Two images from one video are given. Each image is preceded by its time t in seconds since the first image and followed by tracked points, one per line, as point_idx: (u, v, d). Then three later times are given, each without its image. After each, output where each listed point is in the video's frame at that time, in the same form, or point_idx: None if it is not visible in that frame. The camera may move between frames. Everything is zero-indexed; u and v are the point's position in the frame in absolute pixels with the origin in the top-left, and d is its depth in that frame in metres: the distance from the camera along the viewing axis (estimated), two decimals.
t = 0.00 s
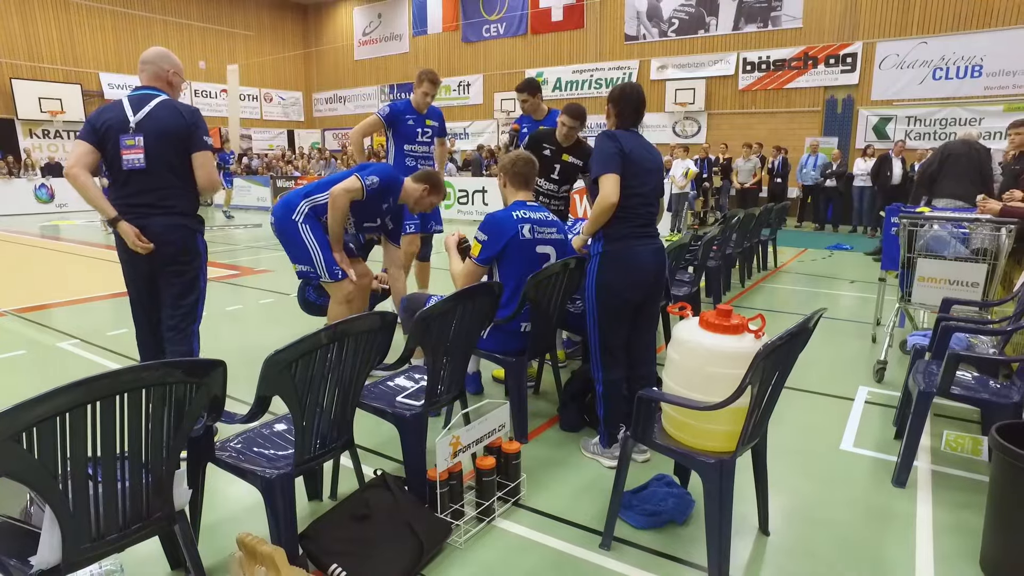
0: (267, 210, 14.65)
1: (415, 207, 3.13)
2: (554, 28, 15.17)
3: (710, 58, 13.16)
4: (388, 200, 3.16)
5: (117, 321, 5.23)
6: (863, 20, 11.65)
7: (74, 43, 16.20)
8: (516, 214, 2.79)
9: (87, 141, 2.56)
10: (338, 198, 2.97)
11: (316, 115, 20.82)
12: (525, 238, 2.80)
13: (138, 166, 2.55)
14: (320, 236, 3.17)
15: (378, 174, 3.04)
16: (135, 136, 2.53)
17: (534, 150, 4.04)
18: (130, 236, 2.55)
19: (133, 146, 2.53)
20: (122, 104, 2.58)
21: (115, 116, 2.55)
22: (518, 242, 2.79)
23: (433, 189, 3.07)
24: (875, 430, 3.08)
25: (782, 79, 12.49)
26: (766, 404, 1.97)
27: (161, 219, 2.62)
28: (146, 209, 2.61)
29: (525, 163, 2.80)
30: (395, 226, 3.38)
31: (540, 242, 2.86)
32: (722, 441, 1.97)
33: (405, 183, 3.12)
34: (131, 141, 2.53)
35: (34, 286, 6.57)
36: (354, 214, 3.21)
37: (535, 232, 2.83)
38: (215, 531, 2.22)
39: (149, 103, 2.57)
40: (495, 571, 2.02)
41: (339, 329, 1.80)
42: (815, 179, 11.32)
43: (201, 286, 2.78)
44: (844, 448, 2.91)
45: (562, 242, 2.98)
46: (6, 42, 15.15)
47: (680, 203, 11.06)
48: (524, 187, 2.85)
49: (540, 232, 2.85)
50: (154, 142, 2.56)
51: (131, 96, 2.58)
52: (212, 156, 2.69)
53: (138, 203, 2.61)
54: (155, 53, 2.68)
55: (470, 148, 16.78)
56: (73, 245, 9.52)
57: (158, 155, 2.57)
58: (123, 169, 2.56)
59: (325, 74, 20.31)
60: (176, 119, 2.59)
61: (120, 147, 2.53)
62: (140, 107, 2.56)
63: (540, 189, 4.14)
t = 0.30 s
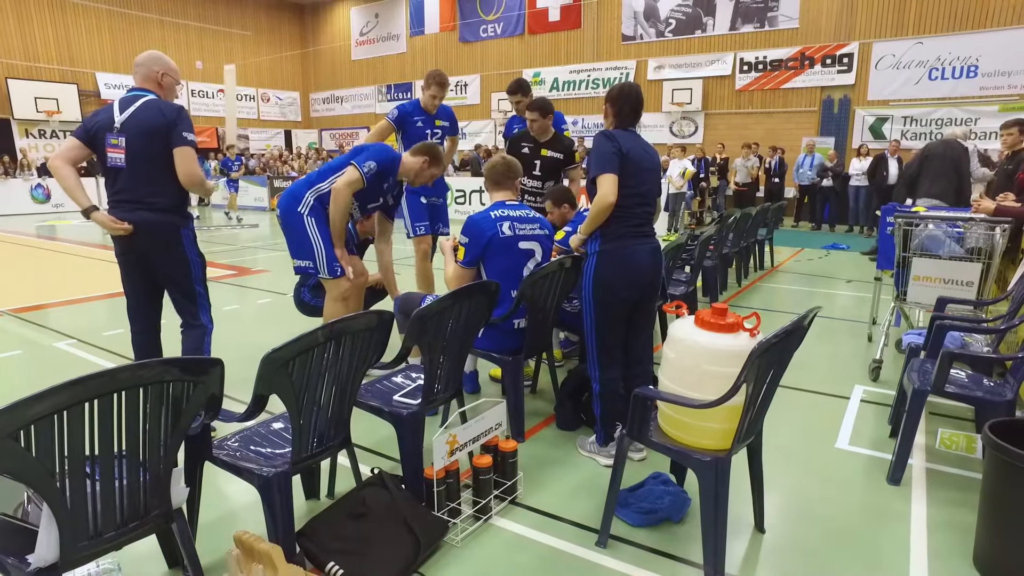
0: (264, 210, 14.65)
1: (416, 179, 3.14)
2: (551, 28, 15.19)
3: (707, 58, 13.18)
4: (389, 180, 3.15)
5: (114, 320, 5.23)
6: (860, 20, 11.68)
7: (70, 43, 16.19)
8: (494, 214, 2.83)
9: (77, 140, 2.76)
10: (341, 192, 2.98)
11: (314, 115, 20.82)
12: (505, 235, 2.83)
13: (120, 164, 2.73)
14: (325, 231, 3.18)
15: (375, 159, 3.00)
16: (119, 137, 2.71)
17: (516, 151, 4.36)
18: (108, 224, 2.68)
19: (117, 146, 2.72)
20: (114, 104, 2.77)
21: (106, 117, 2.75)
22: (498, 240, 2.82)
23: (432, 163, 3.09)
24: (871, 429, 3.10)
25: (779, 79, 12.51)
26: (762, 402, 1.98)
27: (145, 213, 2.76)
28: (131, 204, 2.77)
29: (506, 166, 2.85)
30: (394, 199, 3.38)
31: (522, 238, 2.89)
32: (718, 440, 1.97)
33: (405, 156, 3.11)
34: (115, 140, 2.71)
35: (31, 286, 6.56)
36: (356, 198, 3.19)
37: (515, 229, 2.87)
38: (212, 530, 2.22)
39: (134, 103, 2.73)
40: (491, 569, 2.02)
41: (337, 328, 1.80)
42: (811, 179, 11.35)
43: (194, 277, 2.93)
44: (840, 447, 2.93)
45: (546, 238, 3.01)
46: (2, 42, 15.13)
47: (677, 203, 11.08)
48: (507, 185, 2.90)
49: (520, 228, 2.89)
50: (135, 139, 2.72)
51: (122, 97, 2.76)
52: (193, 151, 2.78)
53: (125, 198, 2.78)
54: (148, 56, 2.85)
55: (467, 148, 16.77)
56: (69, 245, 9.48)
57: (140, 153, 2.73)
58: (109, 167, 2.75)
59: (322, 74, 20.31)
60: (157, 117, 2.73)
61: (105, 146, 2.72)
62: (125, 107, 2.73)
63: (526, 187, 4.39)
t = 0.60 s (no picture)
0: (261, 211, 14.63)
1: (398, 122, 3.17)
2: (548, 28, 15.19)
3: (703, 58, 13.20)
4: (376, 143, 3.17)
5: (111, 321, 5.23)
6: (855, 20, 11.71)
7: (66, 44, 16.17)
8: (478, 218, 2.78)
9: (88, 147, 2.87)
10: (342, 174, 2.96)
11: (311, 115, 20.82)
12: (492, 237, 2.81)
13: (118, 164, 2.77)
14: (333, 223, 3.21)
15: (360, 132, 3.01)
16: (118, 137, 2.76)
17: (498, 152, 4.43)
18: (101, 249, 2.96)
19: (116, 145, 2.76)
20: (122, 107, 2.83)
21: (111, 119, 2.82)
22: (485, 243, 2.79)
23: (411, 104, 3.12)
24: (866, 428, 3.11)
25: (775, 79, 12.54)
26: (757, 401, 1.99)
27: (147, 213, 2.78)
28: (132, 204, 2.80)
29: (490, 165, 2.79)
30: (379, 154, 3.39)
31: (510, 238, 2.87)
32: (714, 438, 1.99)
33: (380, 106, 3.14)
34: (116, 141, 2.76)
35: (27, 286, 6.55)
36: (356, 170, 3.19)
37: (502, 230, 2.83)
38: (209, 529, 2.22)
39: (134, 106, 2.77)
40: (488, 568, 2.03)
41: (334, 328, 1.81)
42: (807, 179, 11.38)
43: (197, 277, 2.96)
44: (835, 445, 2.94)
45: (536, 236, 3.00)
46: None
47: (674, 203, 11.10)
48: (495, 187, 2.83)
49: (508, 229, 2.85)
50: (131, 139, 2.74)
51: (128, 100, 2.81)
52: (188, 151, 2.77)
53: (127, 199, 2.79)
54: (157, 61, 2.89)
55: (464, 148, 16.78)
56: (65, 245, 9.47)
57: (136, 152, 2.75)
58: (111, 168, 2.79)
59: (319, 74, 20.29)
60: (152, 117, 2.75)
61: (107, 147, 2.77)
62: (127, 110, 2.77)
63: (510, 186, 4.44)
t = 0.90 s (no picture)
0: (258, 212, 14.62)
1: (366, 96, 3.19)
2: (544, 29, 15.20)
3: (699, 59, 13.23)
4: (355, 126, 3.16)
5: (107, 323, 5.22)
6: (851, 21, 11.74)
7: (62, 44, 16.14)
8: (464, 226, 2.77)
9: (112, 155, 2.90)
10: (334, 166, 2.96)
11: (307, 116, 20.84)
12: (479, 245, 2.80)
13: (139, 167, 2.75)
14: (334, 228, 3.22)
15: (339, 122, 3.00)
16: (140, 141, 2.74)
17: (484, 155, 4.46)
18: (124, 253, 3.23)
19: (138, 149, 2.74)
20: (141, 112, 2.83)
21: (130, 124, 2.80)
22: (472, 252, 2.79)
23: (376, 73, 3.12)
24: (861, 429, 3.13)
25: (771, 80, 12.57)
26: (753, 403, 2.00)
27: (163, 215, 2.79)
28: (146, 205, 2.80)
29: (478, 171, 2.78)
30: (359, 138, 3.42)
31: (499, 244, 2.86)
32: (709, 440, 2.00)
33: (343, 84, 3.14)
34: (137, 145, 2.75)
35: (23, 288, 6.53)
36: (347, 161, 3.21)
37: (489, 237, 2.82)
38: (207, 531, 2.23)
39: (156, 112, 2.78)
40: (485, 570, 2.04)
41: (331, 331, 1.81)
42: (803, 179, 11.42)
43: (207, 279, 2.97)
44: (830, 446, 2.95)
45: (526, 238, 2.98)
46: None
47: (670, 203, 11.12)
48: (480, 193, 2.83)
49: (495, 235, 2.84)
50: (153, 144, 2.74)
51: (148, 106, 2.82)
52: (206, 157, 2.78)
53: (143, 201, 2.80)
54: (178, 70, 2.92)
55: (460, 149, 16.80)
56: (60, 246, 9.45)
57: (157, 157, 2.75)
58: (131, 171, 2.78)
59: (316, 75, 20.28)
60: (175, 124, 2.76)
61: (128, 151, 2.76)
62: (148, 115, 2.77)
63: (500, 185, 4.46)
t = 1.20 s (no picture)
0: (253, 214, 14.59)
1: (342, 97, 3.21)
2: (540, 31, 15.23)
3: (694, 61, 13.27)
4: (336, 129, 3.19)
5: (104, 328, 5.22)
6: (844, 24, 11.82)
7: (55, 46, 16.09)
8: (459, 239, 2.78)
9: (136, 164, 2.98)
10: (319, 171, 2.99)
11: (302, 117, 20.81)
12: (474, 258, 2.82)
13: (164, 177, 2.80)
14: (328, 241, 3.24)
15: (323, 127, 3.03)
16: (162, 151, 2.79)
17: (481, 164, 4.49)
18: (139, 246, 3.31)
19: (162, 159, 2.79)
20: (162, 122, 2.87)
21: (152, 133, 2.84)
22: (467, 265, 2.81)
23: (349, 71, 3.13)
24: (853, 434, 3.18)
25: (766, 82, 12.64)
26: (746, 413, 2.04)
27: (180, 221, 2.84)
28: (164, 211, 2.85)
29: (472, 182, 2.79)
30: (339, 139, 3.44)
31: (493, 255, 2.89)
32: (702, 451, 2.03)
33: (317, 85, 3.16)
34: (160, 155, 2.79)
35: (19, 293, 6.52)
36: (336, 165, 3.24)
37: (484, 249, 2.84)
38: (210, 541, 2.26)
39: (176, 123, 2.81)
40: None
41: (332, 346, 1.84)
42: (797, 181, 11.48)
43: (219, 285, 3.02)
44: (823, 452, 3.00)
45: (520, 247, 3.01)
46: None
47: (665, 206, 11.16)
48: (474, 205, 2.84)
49: (490, 246, 2.86)
50: (176, 155, 2.79)
51: (169, 116, 2.85)
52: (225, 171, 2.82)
53: (161, 207, 2.86)
54: (200, 82, 2.94)
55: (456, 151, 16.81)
56: (56, 250, 9.42)
57: (180, 169, 2.81)
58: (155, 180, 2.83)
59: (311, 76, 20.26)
60: (195, 136, 2.79)
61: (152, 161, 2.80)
62: (170, 126, 2.81)
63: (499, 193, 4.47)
